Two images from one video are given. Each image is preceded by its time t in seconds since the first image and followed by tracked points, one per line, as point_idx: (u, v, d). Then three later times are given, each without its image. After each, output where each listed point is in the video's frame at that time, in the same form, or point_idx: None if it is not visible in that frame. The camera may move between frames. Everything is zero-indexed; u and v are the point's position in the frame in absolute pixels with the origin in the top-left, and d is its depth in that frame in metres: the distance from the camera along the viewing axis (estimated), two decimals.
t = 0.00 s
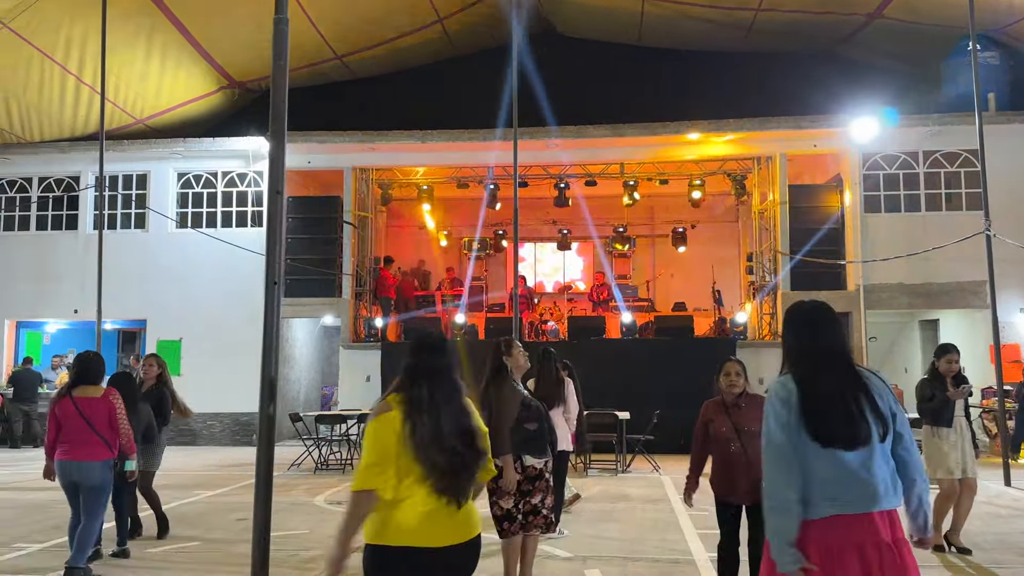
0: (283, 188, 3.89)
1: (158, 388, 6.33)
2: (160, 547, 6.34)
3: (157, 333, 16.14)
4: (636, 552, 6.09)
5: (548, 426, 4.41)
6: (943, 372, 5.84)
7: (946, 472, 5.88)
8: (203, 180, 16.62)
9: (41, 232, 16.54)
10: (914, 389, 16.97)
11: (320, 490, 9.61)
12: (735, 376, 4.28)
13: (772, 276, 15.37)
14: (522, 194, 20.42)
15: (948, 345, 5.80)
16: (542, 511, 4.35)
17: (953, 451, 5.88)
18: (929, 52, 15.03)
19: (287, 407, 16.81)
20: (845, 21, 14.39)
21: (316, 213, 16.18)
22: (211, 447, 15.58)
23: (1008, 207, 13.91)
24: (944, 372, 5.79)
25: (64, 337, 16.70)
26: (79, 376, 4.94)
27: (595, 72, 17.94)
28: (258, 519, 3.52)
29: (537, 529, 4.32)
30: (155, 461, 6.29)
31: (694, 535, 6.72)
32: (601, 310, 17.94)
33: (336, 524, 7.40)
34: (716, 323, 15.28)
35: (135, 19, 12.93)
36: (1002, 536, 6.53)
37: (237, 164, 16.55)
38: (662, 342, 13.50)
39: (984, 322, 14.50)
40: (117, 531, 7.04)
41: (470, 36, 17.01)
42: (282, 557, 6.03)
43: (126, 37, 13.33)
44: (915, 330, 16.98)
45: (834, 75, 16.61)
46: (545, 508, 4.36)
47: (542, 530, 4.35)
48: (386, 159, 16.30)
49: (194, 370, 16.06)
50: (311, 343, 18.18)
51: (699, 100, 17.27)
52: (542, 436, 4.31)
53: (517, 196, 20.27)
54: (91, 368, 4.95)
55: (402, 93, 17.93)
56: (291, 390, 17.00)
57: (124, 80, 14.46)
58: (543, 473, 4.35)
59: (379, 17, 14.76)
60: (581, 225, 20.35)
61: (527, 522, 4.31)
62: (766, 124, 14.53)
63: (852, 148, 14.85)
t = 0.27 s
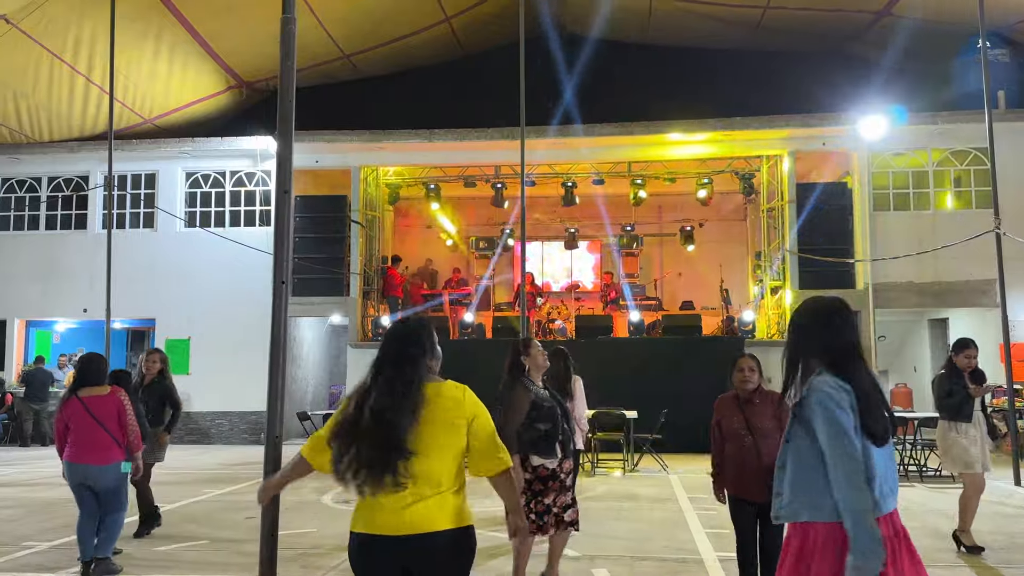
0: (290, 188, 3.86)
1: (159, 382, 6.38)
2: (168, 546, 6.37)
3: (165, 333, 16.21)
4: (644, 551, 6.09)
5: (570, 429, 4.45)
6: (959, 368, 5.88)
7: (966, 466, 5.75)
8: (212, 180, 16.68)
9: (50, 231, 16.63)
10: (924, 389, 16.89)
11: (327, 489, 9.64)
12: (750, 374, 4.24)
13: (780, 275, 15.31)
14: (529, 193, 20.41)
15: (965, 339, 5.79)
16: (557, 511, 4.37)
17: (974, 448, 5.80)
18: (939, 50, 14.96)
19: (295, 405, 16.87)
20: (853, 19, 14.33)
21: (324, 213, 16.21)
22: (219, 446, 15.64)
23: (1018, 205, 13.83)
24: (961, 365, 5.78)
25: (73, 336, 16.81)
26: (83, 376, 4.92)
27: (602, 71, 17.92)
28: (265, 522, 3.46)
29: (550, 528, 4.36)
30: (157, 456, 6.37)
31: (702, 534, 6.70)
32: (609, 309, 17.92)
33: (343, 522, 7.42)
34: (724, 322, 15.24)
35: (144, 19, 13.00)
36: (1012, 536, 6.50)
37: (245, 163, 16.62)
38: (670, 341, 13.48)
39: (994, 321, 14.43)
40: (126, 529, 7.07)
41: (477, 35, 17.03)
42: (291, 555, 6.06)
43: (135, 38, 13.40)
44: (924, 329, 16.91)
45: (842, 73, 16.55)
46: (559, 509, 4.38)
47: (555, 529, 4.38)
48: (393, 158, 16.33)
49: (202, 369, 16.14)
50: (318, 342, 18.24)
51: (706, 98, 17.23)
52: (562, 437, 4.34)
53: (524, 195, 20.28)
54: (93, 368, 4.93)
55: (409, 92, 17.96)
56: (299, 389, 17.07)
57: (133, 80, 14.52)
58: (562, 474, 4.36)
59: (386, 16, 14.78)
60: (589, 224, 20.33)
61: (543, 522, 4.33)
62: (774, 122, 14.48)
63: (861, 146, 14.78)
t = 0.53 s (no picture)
0: (298, 186, 3.83)
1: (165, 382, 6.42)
2: (177, 543, 6.40)
3: (174, 331, 16.30)
4: (652, 549, 6.09)
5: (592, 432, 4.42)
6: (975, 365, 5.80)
7: (984, 467, 5.71)
8: (220, 179, 16.76)
9: (59, 231, 16.74)
10: (933, 388, 16.82)
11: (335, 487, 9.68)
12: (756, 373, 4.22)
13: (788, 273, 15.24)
14: (536, 191, 20.42)
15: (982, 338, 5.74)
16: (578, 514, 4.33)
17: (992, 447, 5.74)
18: (948, 47, 14.89)
19: (303, 404, 16.93)
20: (861, 16, 14.28)
21: (332, 212, 16.25)
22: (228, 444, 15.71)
23: None
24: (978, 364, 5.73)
25: (83, 335, 16.93)
26: (93, 369, 5.00)
27: (609, 69, 17.90)
28: (275, 520, 3.47)
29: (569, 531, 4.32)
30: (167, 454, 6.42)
31: (710, 533, 6.70)
32: (616, 307, 17.91)
33: (351, 520, 7.45)
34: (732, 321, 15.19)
35: (152, 19, 13.07)
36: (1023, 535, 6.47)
37: (253, 162, 16.68)
38: (678, 339, 13.46)
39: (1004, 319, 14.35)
40: (135, 526, 7.13)
41: (484, 34, 17.03)
42: (301, 553, 6.09)
43: (143, 38, 13.47)
44: (933, 328, 16.83)
45: (850, 70, 16.49)
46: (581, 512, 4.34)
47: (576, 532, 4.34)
48: (400, 157, 16.36)
49: (210, 367, 16.22)
50: (326, 341, 18.30)
51: (714, 96, 17.19)
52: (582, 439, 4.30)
53: (531, 193, 20.29)
54: (101, 359, 5.02)
55: (416, 91, 17.98)
56: (307, 388, 17.13)
57: (141, 80, 14.59)
58: (582, 477, 4.31)
59: (394, 14, 14.80)
60: (596, 223, 20.31)
61: (564, 524, 4.30)
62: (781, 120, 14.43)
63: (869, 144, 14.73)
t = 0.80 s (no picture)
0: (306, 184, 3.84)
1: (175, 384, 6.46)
2: (184, 542, 6.43)
3: (181, 330, 16.37)
4: (660, 548, 6.10)
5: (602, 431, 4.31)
6: (993, 363, 5.71)
7: (1003, 466, 5.65)
8: (227, 178, 16.81)
9: (67, 230, 16.82)
10: (940, 387, 16.75)
11: (343, 485, 9.70)
12: (758, 374, 4.24)
13: (796, 272, 15.16)
14: (543, 190, 20.42)
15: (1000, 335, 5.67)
16: (584, 512, 4.23)
17: (1012, 446, 5.67)
18: (956, 44, 14.82)
19: (310, 403, 16.98)
20: (869, 14, 14.23)
21: (338, 211, 16.29)
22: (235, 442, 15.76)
23: None
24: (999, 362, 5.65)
25: (91, 334, 17.02)
26: (111, 374, 5.05)
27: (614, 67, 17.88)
28: (283, 516, 3.48)
29: (576, 531, 4.22)
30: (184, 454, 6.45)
31: (718, 531, 6.68)
32: (623, 306, 17.87)
33: (359, 518, 7.48)
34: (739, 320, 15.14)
35: (159, 20, 13.13)
36: None
37: (260, 161, 16.72)
38: (684, 338, 13.44)
39: (1013, 318, 14.29)
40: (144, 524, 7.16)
41: (489, 33, 17.04)
42: (308, 551, 6.11)
43: (150, 38, 13.52)
44: (941, 327, 16.75)
45: (857, 67, 16.43)
46: (588, 510, 4.23)
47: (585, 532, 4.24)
48: (406, 157, 16.38)
49: (217, 366, 16.27)
50: (333, 340, 18.34)
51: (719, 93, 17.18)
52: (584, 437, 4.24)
53: (537, 192, 20.30)
54: (119, 365, 5.09)
55: (422, 91, 17.99)
56: (314, 386, 17.19)
57: (148, 79, 14.65)
58: (585, 476, 4.22)
59: (400, 14, 14.83)
60: (603, 222, 20.30)
61: (569, 523, 4.22)
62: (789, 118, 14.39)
63: (877, 142, 14.67)
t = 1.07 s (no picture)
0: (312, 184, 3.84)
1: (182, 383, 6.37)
2: (189, 540, 6.46)
3: (187, 329, 16.43)
4: (665, 547, 6.11)
5: (599, 430, 4.22)
6: (1014, 363, 5.67)
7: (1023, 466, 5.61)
8: (233, 177, 16.86)
9: (74, 229, 16.91)
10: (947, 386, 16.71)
11: (348, 484, 9.73)
12: (765, 373, 4.22)
13: (801, 271, 15.11)
14: (548, 189, 20.40)
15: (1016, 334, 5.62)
16: (574, 510, 4.18)
17: None
18: (963, 43, 14.78)
19: (316, 402, 17.03)
20: (875, 12, 14.19)
21: (344, 210, 16.32)
22: (241, 441, 15.81)
23: None
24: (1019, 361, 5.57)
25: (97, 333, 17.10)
26: (136, 369, 5.09)
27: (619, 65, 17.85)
28: (290, 514, 3.50)
29: (566, 527, 4.18)
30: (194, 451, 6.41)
31: (723, 531, 6.69)
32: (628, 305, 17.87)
33: (365, 516, 7.51)
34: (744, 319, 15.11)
35: (165, 20, 13.19)
36: None
37: (266, 161, 16.76)
38: (689, 337, 13.42)
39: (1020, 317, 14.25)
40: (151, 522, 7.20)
41: (495, 31, 17.04)
42: (314, 549, 6.15)
43: (156, 37, 13.58)
44: (948, 326, 16.70)
45: (863, 66, 16.38)
46: (579, 509, 4.19)
47: (575, 530, 4.18)
48: (411, 156, 16.40)
49: (223, 365, 16.32)
50: (338, 339, 18.38)
51: (725, 92, 17.16)
52: (576, 434, 4.17)
53: (542, 191, 20.30)
54: (143, 360, 5.14)
55: (427, 90, 17.99)
56: (319, 385, 17.24)
57: (154, 79, 14.72)
58: (578, 473, 4.16)
59: (405, 13, 14.85)
60: (608, 221, 20.28)
61: (560, 519, 4.20)
62: (794, 116, 14.36)
63: (883, 141, 14.63)
